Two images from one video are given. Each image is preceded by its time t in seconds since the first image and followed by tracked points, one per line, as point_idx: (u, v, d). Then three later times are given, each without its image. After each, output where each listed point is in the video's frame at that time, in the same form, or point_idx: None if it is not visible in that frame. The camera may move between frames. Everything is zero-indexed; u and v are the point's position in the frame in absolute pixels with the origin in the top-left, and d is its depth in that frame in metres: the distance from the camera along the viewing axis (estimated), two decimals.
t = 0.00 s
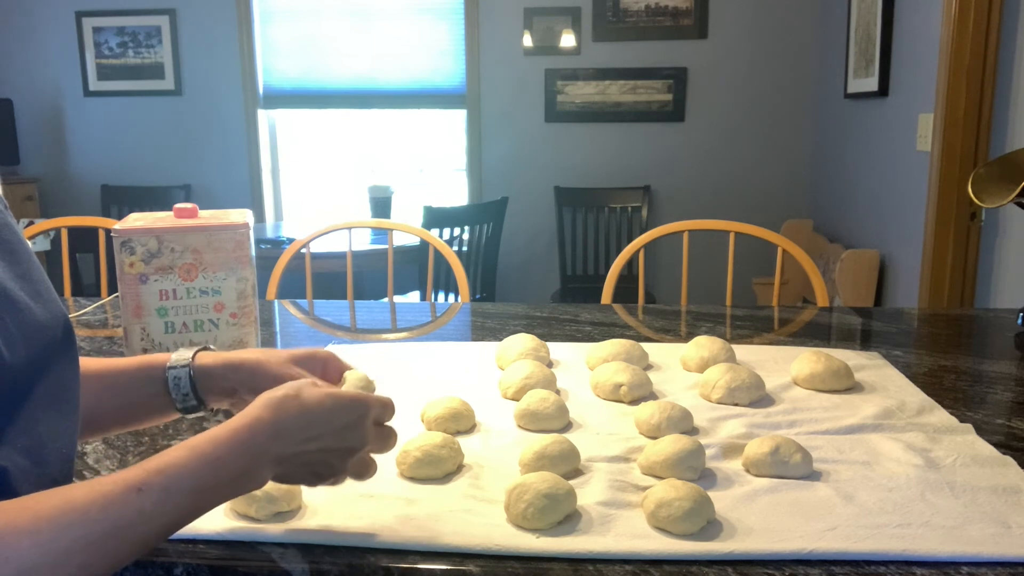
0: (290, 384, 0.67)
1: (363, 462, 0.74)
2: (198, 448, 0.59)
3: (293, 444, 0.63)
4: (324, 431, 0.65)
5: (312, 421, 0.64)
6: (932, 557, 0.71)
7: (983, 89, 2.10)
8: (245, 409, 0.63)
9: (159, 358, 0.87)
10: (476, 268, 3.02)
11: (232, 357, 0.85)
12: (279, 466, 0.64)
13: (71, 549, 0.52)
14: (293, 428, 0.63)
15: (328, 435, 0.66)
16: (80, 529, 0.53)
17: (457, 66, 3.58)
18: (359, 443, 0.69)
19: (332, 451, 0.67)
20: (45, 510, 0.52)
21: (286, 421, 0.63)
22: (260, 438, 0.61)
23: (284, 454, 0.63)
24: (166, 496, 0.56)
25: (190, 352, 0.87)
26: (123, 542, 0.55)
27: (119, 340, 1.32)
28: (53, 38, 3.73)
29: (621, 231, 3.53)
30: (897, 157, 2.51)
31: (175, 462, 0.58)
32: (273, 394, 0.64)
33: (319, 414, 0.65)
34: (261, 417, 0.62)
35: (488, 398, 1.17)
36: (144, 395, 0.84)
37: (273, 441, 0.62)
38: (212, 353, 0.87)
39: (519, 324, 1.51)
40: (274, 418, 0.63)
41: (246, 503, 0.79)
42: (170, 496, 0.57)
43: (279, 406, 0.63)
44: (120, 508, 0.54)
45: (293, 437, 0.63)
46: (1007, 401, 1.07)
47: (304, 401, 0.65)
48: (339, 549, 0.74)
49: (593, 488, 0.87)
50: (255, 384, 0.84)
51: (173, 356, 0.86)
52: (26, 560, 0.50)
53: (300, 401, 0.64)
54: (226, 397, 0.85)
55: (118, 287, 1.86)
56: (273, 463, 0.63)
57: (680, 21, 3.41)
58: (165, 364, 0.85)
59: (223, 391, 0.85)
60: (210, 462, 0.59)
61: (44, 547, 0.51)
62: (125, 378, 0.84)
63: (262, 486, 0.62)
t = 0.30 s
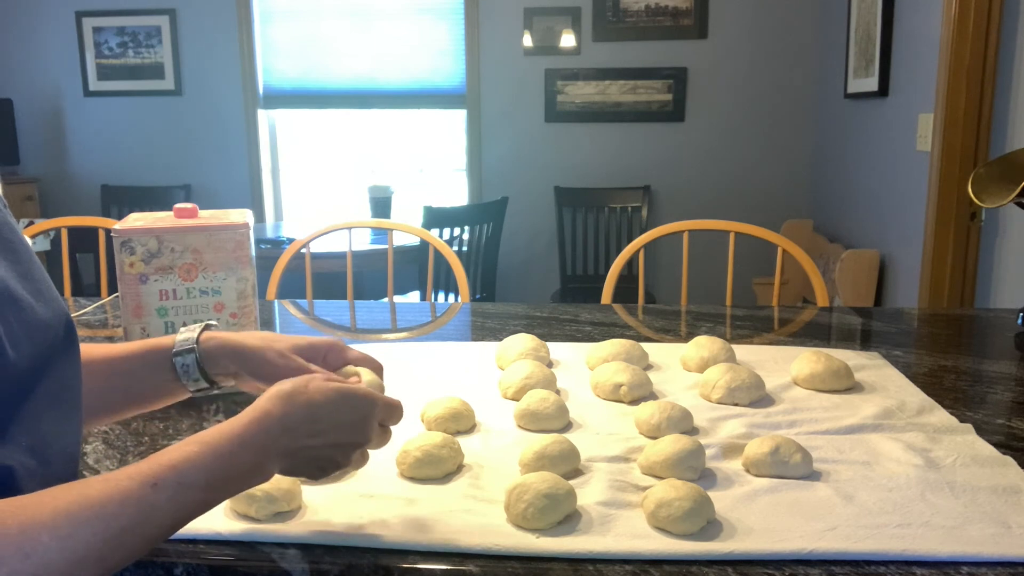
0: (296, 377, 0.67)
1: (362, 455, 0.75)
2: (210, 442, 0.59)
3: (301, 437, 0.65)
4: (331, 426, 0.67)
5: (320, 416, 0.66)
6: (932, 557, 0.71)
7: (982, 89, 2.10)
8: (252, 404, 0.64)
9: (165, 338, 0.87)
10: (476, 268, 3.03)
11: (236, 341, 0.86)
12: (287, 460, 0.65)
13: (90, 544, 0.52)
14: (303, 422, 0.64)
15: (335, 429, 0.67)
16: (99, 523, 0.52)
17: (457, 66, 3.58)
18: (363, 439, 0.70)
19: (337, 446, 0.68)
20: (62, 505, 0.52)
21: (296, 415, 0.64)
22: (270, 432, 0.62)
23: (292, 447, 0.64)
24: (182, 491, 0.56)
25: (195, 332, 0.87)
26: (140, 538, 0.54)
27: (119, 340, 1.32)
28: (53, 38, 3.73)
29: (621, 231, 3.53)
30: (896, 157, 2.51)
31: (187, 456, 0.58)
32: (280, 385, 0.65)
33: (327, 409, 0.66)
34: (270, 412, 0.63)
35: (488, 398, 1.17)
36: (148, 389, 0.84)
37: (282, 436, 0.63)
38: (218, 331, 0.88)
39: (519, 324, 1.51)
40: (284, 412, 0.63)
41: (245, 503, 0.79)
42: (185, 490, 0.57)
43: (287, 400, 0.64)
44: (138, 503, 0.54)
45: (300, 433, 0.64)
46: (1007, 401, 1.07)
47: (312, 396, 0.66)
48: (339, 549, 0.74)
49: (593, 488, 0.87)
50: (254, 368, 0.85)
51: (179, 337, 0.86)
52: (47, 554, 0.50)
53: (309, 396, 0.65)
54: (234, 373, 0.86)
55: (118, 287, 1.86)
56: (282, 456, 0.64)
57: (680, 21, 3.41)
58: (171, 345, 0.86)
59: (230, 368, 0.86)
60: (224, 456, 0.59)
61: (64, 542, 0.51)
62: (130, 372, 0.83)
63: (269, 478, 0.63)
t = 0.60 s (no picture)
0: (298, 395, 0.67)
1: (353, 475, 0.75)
2: (206, 465, 0.59)
3: (294, 461, 0.65)
4: (326, 451, 0.67)
5: (316, 440, 0.66)
6: (932, 556, 0.71)
7: (983, 89, 2.10)
8: (250, 423, 0.64)
9: (149, 352, 0.86)
10: (476, 268, 3.02)
11: (221, 356, 0.85)
12: (278, 480, 0.65)
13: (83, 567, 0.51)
14: (298, 447, 0.64)
15: (329, 454, 0.67)
16: (91, 547, 0.52)
17: (457, 66, 3.58)
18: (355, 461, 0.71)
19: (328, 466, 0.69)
20: (55, 527, 0.51)
21: (293, 439, 0.64)
22: (266, 456, 0.62)
23: (285, 469, 0.65)
24: (175, 514, 0.56)
25: (179, 347, 0.86)
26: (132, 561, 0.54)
27: (119, 340, 1.32)
28: (53, 38, 3.73)
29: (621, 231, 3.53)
30: (897, 157, 2.51)
31: (182, 480, 0.58)
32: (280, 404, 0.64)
33: (324, 434, 0.66)
34: (269, 434, 0.63)
35: (488, 398, 1.17)
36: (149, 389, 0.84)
37: (277, 460, 0.63)
38: (202, 348, 0.87)
39: (519, 324, 1.51)
40: (280, 435, 0.63)
41: (245, 503, 0.79)
42: (178, 514, 0.56)
43: (286, 423, 0.64)
44: (131, 528, 0.54)
45: (297, 457, 0.65)
46: (1007, 401, 1.07)
47: (312, 419, 0.65)
48: (339, 549, 0.74)
49: (593, 488, 0.87)
50: (241, 383, 0.85)
51: (163, 352, 0.85)
52: None
53: (310, 421, 0.65)
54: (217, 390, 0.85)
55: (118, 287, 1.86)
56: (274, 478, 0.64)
57: (680, 21, 3.41)
58: (155, 361, 0.85)
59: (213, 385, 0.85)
60: (217, 479, 0.59)
61: (57, 567, 0.50)
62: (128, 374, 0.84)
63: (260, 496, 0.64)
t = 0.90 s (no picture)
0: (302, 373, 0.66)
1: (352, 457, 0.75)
2: (212, 452, 0.59)
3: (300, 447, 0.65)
4: (330, 433, 0.66)
5: (321, 423, 0.65)
6: (932, 557, 0.71)
7: (983, 89, 2.10)
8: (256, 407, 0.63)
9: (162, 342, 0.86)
10: (476, 268, 3.02)
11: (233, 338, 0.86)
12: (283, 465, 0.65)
13: (85, 558, 0.51)
14: (304, 432, 0.64)
15: (335, 438, 0.67)
16: (95, 537, 0.52)
17: (457, 66, 3.58)
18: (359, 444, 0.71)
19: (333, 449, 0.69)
20: (58, 517, 0.51)
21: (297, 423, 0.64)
22: (274, 442, 0.62)
23: (291, 454, 0.64)
24: (180, 503, 0.56)
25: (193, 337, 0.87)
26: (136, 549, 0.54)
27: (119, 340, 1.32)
28: (53, 38, 3.73)
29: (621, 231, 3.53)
30: (897, 156, 2.51)
31: (187, 467, 0.57)
32: (284, 384, 0.64)
33: (330, 418, 0.66)
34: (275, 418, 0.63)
35: (488, 398, 1.17)
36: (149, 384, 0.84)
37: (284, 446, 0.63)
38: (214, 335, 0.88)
39: (519, 324, 1.51)
40: (288, 421, 0.63)
41: (246, 503, 0.79)
42: (182, 504, 0.56)
43: (290, 406, 0.63)
44: (135, 518, 0.54)
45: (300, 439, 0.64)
46: (1007, 401, 1.07)
47: (316, 402, 0.65)
48: (339, 549, 0.74)
49: (593, 488, 0.87)
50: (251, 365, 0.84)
51: (176, 341, 0.86)
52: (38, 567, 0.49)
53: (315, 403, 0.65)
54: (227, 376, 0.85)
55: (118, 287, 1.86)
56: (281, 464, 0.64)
57: (680, 21, 3.41)
58: (169, 347, 0.85)
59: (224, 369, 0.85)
60: (224, 469, 0.59)
61: (59, 557, 0.50)
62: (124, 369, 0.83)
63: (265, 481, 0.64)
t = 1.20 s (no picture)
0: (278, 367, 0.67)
1: (363, 448, 0.73)
2: (193, 440, 0.59)
3: (284, 432, 0.64)
4: (313, 419, 0.66)
5: (300, 409, 0.64)
6: (932, 557, 0.71)
7: (983, 89, 2.10)
8: (234, 399, 0.64)
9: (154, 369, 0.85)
10: (476, 268, 3.02)
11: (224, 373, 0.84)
12: (271, 453, 0.64)
13: (72, 551, 0.52)
14: (284, 416, 0.64)
15: (319, 422, 0.66)
16: (81, 529, 0.52)
17: (457, 66, 3.58)
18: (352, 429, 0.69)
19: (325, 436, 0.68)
20: (42, 513, 0.52)
21: (276, 408, 0.63)
22: (254, 426, 0.62)
23: (276, 440, 0.64)
24: (163, 489, 0.56)
25: (185, 363, 0.85)
26: (123, 540, 0.55)
27: (119, 340, 1.32)
28: (53, 38, 3.73)
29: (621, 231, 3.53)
30: (897, 156, 2.50)
31: (169, 455, 0.58)
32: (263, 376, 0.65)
33: (311, 400, 0.65)
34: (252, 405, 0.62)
35: (488, 398, 1.17)
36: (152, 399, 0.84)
37: (266, 431, 0.63)
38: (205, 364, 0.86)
39: (519, 324, 1.51)
40: (265, 405, 0.63)
41: (246, 504, 0.79)
42: (166, 490, 0.56)
43: (267, 394, 0.63)
44: (118, 507, 0.54)
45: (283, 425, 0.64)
46: (1007, 401, 1.07)
47: (292, 388, 0.64)
48: (339, 549, 0.74)
49: (593, 488, 0.87)
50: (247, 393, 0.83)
51: (168, 368, 0.85)
52: (25, 563, 0.50)
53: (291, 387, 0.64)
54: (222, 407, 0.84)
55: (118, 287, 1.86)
56: (266, 450, 0.63)
57: (680, 21, 3.41)
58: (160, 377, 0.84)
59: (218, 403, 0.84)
60: (205, 454, 0.59)
61: (46, 553, 0.51)
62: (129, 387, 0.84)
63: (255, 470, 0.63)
